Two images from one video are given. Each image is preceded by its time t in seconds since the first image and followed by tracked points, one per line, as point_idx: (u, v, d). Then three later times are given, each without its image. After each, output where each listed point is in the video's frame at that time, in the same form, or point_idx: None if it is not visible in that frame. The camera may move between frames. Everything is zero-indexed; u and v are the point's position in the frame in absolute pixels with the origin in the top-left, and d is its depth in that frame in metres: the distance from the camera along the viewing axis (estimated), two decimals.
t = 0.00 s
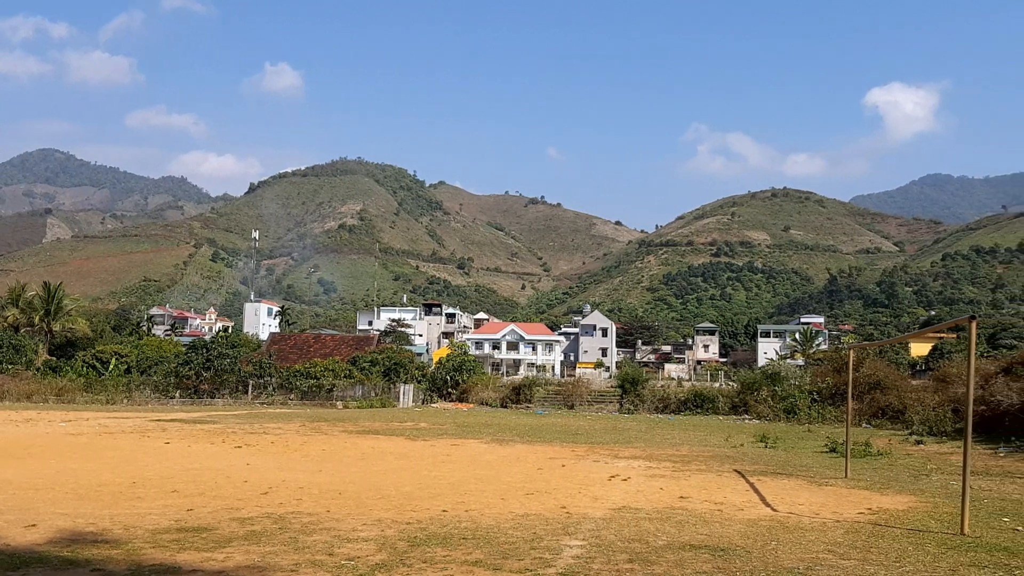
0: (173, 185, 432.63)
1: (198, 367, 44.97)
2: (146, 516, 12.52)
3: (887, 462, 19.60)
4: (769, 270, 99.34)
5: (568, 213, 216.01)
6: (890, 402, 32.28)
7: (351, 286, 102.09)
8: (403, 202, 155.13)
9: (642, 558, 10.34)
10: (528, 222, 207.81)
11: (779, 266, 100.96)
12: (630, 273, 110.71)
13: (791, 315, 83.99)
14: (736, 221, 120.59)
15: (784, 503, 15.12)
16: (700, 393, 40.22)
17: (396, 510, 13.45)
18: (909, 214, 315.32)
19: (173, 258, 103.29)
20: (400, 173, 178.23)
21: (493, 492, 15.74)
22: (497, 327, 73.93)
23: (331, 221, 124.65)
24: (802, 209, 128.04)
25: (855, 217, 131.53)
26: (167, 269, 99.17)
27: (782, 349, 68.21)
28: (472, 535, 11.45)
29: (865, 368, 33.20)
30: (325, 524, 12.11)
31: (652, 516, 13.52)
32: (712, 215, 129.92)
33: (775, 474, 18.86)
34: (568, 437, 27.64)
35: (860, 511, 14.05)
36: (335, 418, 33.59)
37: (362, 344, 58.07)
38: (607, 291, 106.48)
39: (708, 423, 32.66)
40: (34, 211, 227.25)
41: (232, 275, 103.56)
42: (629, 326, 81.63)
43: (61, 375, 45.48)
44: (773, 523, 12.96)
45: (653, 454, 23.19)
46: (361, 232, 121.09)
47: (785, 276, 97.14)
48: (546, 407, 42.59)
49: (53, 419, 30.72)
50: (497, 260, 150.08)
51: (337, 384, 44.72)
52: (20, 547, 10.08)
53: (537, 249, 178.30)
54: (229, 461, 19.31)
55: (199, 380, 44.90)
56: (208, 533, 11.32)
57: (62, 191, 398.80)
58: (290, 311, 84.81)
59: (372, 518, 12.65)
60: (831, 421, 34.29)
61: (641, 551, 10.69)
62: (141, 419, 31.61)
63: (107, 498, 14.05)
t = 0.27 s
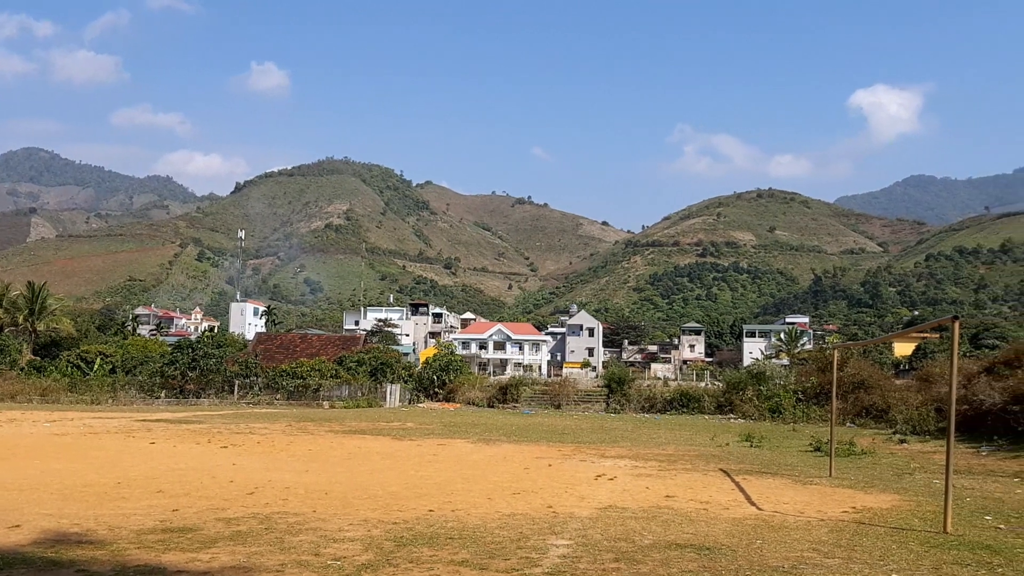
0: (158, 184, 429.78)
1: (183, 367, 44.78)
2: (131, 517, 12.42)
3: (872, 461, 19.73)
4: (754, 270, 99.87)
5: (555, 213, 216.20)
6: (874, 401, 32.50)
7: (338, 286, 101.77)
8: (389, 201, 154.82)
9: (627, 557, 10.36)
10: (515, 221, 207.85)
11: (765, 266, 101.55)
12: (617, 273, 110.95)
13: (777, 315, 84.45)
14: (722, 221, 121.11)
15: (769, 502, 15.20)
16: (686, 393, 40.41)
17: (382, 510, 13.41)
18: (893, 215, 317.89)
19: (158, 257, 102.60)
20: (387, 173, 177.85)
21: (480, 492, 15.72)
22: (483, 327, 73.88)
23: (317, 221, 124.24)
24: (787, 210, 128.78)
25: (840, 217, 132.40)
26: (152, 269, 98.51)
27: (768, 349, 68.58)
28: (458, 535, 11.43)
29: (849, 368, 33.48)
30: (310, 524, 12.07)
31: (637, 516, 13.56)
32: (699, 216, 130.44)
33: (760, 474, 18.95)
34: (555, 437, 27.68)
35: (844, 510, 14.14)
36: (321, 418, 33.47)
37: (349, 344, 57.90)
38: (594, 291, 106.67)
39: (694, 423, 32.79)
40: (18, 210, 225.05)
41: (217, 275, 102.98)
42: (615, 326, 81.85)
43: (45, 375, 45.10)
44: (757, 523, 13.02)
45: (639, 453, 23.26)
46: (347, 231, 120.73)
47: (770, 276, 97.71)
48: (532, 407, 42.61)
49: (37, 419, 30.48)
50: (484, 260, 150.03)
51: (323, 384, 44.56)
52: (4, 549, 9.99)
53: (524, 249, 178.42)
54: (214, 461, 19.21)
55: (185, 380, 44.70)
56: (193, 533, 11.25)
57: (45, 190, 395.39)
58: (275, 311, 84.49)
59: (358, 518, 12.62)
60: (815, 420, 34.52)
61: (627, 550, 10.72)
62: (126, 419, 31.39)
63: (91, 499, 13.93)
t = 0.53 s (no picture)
0: (141, 182, 426.58)
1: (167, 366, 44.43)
2: (113, 517, 12.26)
3: (856, 461, 19.83)
4: (740, 270, 100.33)
5: (541, 213, 216.34)
6: (859, 401, 32.66)
7: (323, 286, 101.36)
8: (375, 201, 154.38)
9: (613, 557, 10.33)
10: (501, 221, 207.81)
11: (750, 266, 102.03)
12: (603, 273, 111.11)
13: (762, 315, 84.84)
14: (708, 221, 121.55)
15: (755, 501, 15.22)
16: (671, 393, 40.51)
17: (368, 511, 13.32)
18: (877, 216, 320.10)
19: (142, 256, 101.76)
20: (373, 172, 177.28)
21: (466, 492, 15.66)
22: (470, 327, 73.76)
23: (302, 220, 123.62)
24: (773, 210, 129.43)
25: (825, 218, 133.22)
26: (136, 268, 97.73)
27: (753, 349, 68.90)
28: (444, 536, 11.36)
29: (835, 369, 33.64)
30: (295, 525, 11.97)
31: (623, 515, 13.54)
32: (684, 216, 130.87)
33: (746, 473, 18.98)
34: (541, 437, 27.64)
35: (829, 509, 14.21)
36: (306, 418, 33.28)
37: (334, 344, 57.65)
38: (580, 291, 106.76)
39: (681, 423, 32.85)
40: None
41: (202, 274, 102.26)
42: (602, 326, 81.96)
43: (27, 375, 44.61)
44: (743, 522, 13.03)
45: (625, 453, 23.26)
46: (333, 231, 120.27)
47: (756, 277, 98.24)
48: (519, 407, 42.57)
49: (19, 420, 30.16)
50: (470, 260, 149.91)
51: (308, 384, 44.35)
52: None
53: (510, 249, 178.42)
54: (198, 461, 19.04)
55: (169, 380, 44.49)
56: (177, 534, 11.14)
57: (26, 188, 391.16)
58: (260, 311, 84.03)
59: (344, 518, 12.55)
60: (801, 420, 34.64)
61: (613, 550, 10.70)
62: (109, 419, 31.09)
63: (74, 500, 13.74)
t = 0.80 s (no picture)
0: (128, 180, 423.67)
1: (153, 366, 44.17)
2: (98, 518, 12.15)
3: (842, 460, 19.92)
4: (727, 270, 100.68)
5: (530, 212, 216.31)
6: (845, 400, 32.82)
7: (310, 285, 100.96)
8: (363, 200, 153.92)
9: (601, 557, 10.30)
10: (490, 220, 207.65)
11: (738, 266, 102.38)
12: (591, 273, 111.21)
13: (749, 315, 85.17)
14: (696, 221, 121.85)
15: (742, 501, 15.26)
16: (659, 392, 40.58)
17: (355, 510, 13.24)
18: (863, 216, 322.14)
19: (128, 254, 101.05)
20: (361, 171, 176.73)
21: (454, 492, 15.60)
22: (457, 326, 73.64)
23: (290, 219, 123.09)
24: (760, 210, 129.89)
25: (812, 218, 133.83)
26: (122, 267, 97.03)
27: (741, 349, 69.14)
28: (432, 535, 11.31)
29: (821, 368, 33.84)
30: (281, 525, 11.89)
31: (611, 514, 13.53)
32: (672, 216, 131.20)
33: (733, 473, 19.01)
34: (530, 437, 27.60)
35: (815, 508, 14.25)
36: (294, 418, 33.09)
37: (321, 344, 57.40)
38: (568, 290, 106.80)
39: (669, 422, 32.91)
40: None
41: (188, 273, 101.62)
42: (589, 325, 82.02)
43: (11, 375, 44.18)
44: (731, 521, 13.03)
45: (613, 453, 23.26)
46: (320, 230, 119.80)
47: (743, 277, 98.61)
48: (507, 407, 42.52)
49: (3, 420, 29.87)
50: (458, 259, 149.75)
51: (295, 384, 44.15)
52: None
53: (498, 249, 178.32)
54: (185, 461, 18.90)
55: (155, 379, 44.17)
56: (162, 534, 11.03)
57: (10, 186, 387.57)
58: (247, 310, 83.61)
59: (330, 518, 12.47)
60: (788, 420, 34.78)
61: (601, 549, 10.68)
62: (94, 419, 30.80)
63: (59, 500, 13.58)
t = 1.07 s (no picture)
0: (114, 179, 420.73)
1: (139, 366, 43.91)
2: (83, 518, 12.01)
3: (828, 459, 20.01)
4: (714, 270, 101.04)
5: (517, 212, 216.22)
6: (831, 400, 32.98)
7: (297, 284, 100.50)
8: (350, 199, 153.36)
9: (587, 558, 10.26)
10: (477, 220, 207.41)
11: (725, 267, 102.73)
12: (579, 273, 111.28)
13: (736, 315, 85.48)
14: (684, 222, 122.16)
15: (729, 500, 15.29)
16: (646, 392, 40.65)
17: (341, 510, 13.18)
18: (849, 217, 324.20)
19: (113, 253, 100.28)
20: (348, 171, 176.16)
21: (441, 492, 15.54)
22: (445, 326, 73.50)
23: (276, 218, 122.52)
24: (747, 211, 130.38)
25: (799, 219, 134.47)
26: (107, 266, 96.25)
27: (728, 349, 69.35)
28: (418, 535, 11.25)
29: (807, 368, 34.03)
30: (267, 525, 11.80)
31: (598, 514, 13.52)
32: (660, 216, 131.45)
33: (720, 473, 19.05)
34: (517, 436, 27.56)
35: (802, 508, 14.29)
36: (280, 418, 32.88)
37: (308, 344, 57.11)
38: (556, 290, 106.81)
39: (656, 421, 33.00)
40: None
41: (174, 273, 100.91)
42: (577, 325, 82.07)
43: None
44: (717, 521, 13.05)
45: (600, 453, 23.26)
46: (307, 229, 119.28)
47: (730, 277, 99.00)
48: (494, 407, 42.46)
49: None
50: (446, 259, 149.59)
51: (282, 383, 43.95)
52: None
53: (486, 249, 178.22)
54: (170, 461, 18.75)
55: (140, 378, 43.90)
56: (147, 534, 10.93)
57: None
58: (233, 310, 83.14)
59: (317, 518, 12.39)
60: (774, 419, 34.92)
61: (588, 548, 10.66)
62: (79, 418, 30.47)
63: (42, 500, 13.43)
